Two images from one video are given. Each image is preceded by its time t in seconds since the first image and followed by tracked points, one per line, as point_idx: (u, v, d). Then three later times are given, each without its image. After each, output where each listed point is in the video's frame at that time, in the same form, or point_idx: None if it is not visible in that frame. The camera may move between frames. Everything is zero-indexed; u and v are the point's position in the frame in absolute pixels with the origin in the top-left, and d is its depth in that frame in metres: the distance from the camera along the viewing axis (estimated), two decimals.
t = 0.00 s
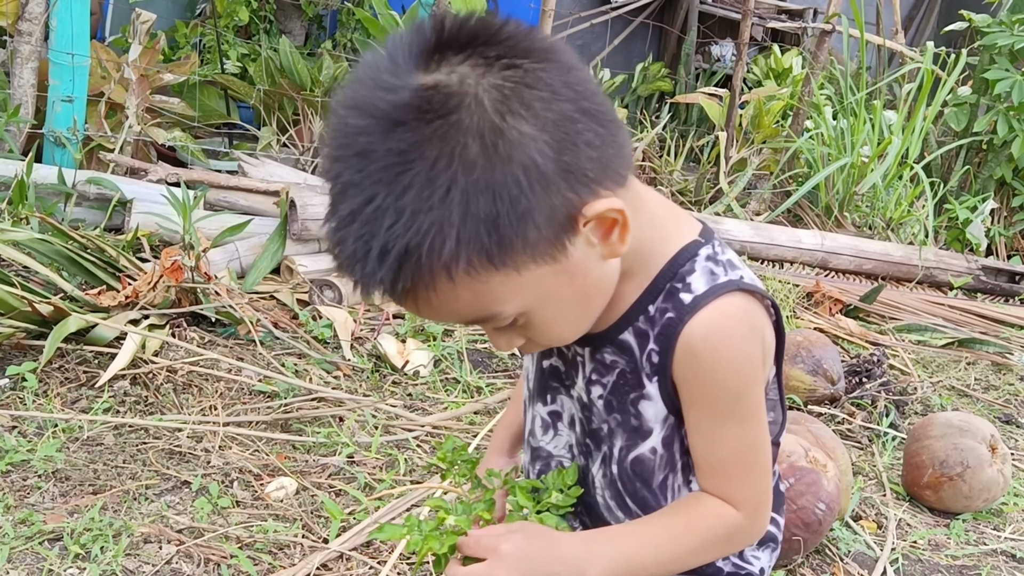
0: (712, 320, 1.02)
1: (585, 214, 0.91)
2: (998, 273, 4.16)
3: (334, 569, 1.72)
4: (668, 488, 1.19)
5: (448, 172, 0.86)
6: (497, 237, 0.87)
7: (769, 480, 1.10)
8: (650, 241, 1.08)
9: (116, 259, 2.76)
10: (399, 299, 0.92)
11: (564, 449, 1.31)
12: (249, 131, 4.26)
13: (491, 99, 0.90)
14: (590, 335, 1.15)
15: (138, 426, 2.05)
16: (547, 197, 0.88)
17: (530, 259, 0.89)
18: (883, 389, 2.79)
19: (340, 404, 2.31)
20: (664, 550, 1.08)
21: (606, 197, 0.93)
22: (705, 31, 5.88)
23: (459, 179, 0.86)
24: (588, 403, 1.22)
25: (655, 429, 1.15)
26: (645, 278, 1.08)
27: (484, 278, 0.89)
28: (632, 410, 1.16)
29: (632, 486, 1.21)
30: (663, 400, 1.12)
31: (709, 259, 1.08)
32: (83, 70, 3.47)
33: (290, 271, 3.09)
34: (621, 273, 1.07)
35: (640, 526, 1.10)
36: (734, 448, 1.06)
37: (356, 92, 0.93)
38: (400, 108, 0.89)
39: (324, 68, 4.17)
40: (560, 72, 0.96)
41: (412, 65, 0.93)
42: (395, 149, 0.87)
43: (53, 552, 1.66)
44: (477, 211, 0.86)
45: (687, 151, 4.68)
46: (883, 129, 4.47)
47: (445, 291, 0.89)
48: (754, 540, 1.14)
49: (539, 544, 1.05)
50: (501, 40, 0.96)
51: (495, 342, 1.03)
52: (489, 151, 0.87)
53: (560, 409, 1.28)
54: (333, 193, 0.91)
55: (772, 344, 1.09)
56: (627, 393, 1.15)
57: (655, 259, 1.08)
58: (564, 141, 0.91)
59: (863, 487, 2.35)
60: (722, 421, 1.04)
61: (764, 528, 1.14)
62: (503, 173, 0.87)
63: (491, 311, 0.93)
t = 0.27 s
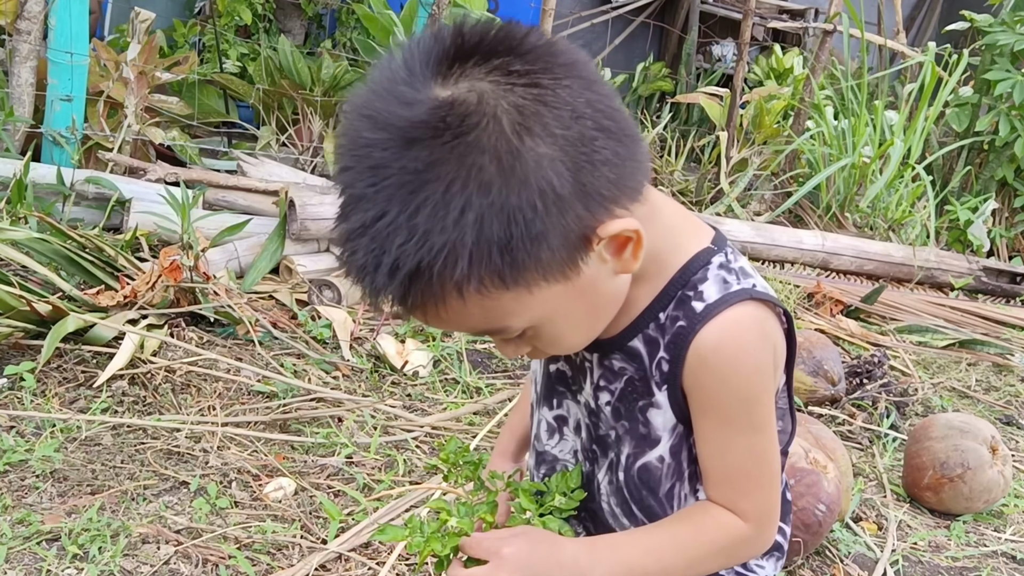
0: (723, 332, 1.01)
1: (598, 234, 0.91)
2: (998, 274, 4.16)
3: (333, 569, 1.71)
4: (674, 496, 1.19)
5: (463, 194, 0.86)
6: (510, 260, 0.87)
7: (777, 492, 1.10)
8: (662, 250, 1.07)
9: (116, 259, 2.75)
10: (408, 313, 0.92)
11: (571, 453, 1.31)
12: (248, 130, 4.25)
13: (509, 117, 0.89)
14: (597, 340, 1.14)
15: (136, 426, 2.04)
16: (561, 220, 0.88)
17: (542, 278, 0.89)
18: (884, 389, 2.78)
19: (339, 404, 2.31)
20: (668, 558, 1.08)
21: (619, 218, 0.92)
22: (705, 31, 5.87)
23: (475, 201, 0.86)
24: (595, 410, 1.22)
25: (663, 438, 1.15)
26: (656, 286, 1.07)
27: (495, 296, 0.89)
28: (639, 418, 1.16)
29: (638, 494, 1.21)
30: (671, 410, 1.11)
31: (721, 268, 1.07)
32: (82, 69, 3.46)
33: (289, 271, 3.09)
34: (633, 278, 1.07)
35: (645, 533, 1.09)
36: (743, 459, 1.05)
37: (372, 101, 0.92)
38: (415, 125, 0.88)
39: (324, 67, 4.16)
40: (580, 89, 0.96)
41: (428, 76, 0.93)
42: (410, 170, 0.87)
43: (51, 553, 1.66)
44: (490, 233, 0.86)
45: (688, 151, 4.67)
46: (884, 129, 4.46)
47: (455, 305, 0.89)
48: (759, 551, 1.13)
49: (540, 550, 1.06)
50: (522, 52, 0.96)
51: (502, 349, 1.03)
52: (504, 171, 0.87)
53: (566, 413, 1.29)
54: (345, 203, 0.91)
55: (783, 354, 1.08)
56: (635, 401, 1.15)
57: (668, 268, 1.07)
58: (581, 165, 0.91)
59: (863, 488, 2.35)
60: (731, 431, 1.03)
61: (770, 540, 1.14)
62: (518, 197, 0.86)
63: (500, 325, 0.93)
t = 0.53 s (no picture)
0: (733, 337, 1.02)
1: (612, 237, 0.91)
2: (999, 275, 4.16)
3: (333, 569, 1.71)
4: (680, 502, 1.20)
5: (478, 194, 0.86)
6: (522, 263, 0.87)
7: (784, 502, 1.10)
8: (674, 253, 1.08)
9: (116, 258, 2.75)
10: (419, 312, 0.92)
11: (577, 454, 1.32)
12: (249, 130, 4.25)
13: (526, 119, 0.89)
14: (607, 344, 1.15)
15: (136, 426, 2.04)
16: (575, 221, 0.88)
17: (554, 282, 0.89)
18: (884, 390, 2.78)
19: (339, 403, 2.30)
20: (670, 563, 1.08)
21: (634, 222, 0.92)
22: (706, 31, 5.86)
23: (489, 204, 0.85)
24: (603, 412, 1.23)
25: (670, 443, 1.16)
26: (666, 288, 1.08)
27: (505, 297, 0.89)
28: (648, 422, 1.16)
29: (644, 499, 1.22)
30: (679, 414, 1.12)
31: (733, 273, 1.08)
32: (83, 68, 3.46)
33: (290, 271, 3.08)
34: (645, 281, 1.07)
35: (649, 538, 1.09)
36: (750, 466, 1.05)
37: (388, 100, 0.92)
38: (432, 124, 0.88)
39: (324, 67, 4.16)
40: (599, 93, 0.96)
41: (444, 76, 0.93)
42: (425, 168, 0.87)
43: (50, 551, 1.66)
44: (504, 236, 0.86)
45: (688, 151, 4.67)
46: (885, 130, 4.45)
47: (465, 307, 0.89)
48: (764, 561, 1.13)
49: (541, 550, 1.05)
50: (541, 53, 0.97)
51: (510, 350, 1.04)
52: (519, 172, 0.86)
53: (574, 415, 1.30)
54: (358, 201, 0.91)
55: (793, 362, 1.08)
56: (643, 404, 1.16)
57: (681, 271, 1.08)
58: (596, 167, 0.90)
59: (863, 488, 2.35)
60: (739, 438, 1.03)
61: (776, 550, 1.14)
62: (534, 198, 0.86)
63: (510, 327, 0.93)
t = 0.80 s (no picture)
0: (755, 335, 1.03)
1: (642, 230, 0.91)
2: (1000, 273, 4.15)
3: (333, 563, 1.71)
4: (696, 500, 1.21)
5: (510, 180, 0.86)
6: (551, 251, 0.87)
7: (799, 505, 1.11)
8: (699, 249, 1.09)
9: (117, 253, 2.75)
10: (442, 296, 0.92)
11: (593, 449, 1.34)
12: (250, 127, 4.25)
13: (561, 106, 0.89)
14: (627, 340, 1.17)
15: (137, 420, 2.03)
16: (606, 213, 0.88)
17: (581, 272, 0.90)
18: (885, 386, 2.78)
19: (340, 398, 2.30)
20: (680, 563, 1.09)
21: (662, 215, 0.93)
22: (707, 30, 5.85)
23: (521, 189, 0.86)
24: (620, 407, 1.25)
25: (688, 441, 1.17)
26: (689, 285, 1.10)
27: (531, 286, 0.89)
28: (666, 418, 1.18)
29: (661, 496, 1.24)
30: (698, 411, 1.14)
31: (757, 270, 1.10)
32: (84, 64, 3.47)
33: (290, 267, 3.07)
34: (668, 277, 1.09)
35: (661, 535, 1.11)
36: (767, 465, 1.07)
37: (421, 79, 0.92)
38: (466, 106, 0.88)
39: (325, 64, 4.15)
40: (632, 81, 0.96)
41: (480, 58, 0.93)
42: (456, 151, 0.87)
43: (50, 545, 1.65)
44: (534, 222, 0.86)
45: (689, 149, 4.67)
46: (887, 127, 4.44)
47: (490, 294, 0.89)
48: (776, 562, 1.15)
49: (552, 543, 1.06)
50: (578, 38, 0.97)
51: (529, 341, 1.04)
52: (552, 160, 0.87)
53: (590, 409, 1.33)
54: (382, 184, 0.91)
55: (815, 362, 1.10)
56: (663, 400, 1.18)
57: (704, 266, 1.09)
58: (630, 158, 0.91)
59: (864, 484, 2.34)
60: (758, 436, 1.05)
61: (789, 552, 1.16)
62: (565, 186, 0.87)
63: (532, 314, 0.93)
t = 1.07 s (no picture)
0: (812, 294, 1.04)
1: (716, 146, 0.90)
2: (1001, 269, 4.15)
3: (329, 554, 1.71)
4: (734, 461, 1.21)
5: (596, 60, 0.85)
6: (626, 142, 0.86)
7: (842, 471, 1.12)
8: (760, 198, 1.11)
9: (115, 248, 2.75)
10: (505, 185, 0.90)
11: (628, 406, 1.34)
12: (250, 123, 4.25)
13: None
14: (676, 288, 1.18)
15: (135, 412, 2.03)
16: (686, 117, 0.87)
17: (650, 174, 0.88)
18: (884, 380, 2.78)
19: (338, 391, 2.30)
20: (725, 529, 1.11)
21: (740, 131, 0.91)
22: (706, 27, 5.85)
23: (608, 70, 0.85)
24: (661, 359, 1.25)
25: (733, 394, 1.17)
26: (746, 234, 1.11)
27: (598, 181, 0.87)
28: (711, 371, 1.19)
29: (698, 454, 1.24)
30: (745, 366, 1.14)
31: (816, 226, 1.11)
32: (83, 61, 3.47)
33: (289, 262, 3.06)
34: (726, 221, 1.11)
35: (703, 505, 1.12)
36: (813, 424, 1.07)
37: None
38: None
39: (324, 60, 4.15)
40: None
41: None
42: (545, 22, 0.86)
43: (47, 535, 1.65)
44: (615, 106, 0.85)
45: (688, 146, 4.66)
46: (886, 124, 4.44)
47: (555, 184, 0.88)
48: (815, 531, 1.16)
49: (597, 520, 1.05)
50: None
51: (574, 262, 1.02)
52: (644, 49, 0.86)
53: (623, 364, 1.32)
54: (460, 51, 0.90)
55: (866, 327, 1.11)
56: (708, 353, 1.19)
57: (763, 217, 1.11)
58: (719, 63, 0.90)
59: (863, 477, 2.34)
60: (807, 397, 1.06)
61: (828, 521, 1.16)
62: (652, 76, 0.86)
63: (591, 220, 0.91)
